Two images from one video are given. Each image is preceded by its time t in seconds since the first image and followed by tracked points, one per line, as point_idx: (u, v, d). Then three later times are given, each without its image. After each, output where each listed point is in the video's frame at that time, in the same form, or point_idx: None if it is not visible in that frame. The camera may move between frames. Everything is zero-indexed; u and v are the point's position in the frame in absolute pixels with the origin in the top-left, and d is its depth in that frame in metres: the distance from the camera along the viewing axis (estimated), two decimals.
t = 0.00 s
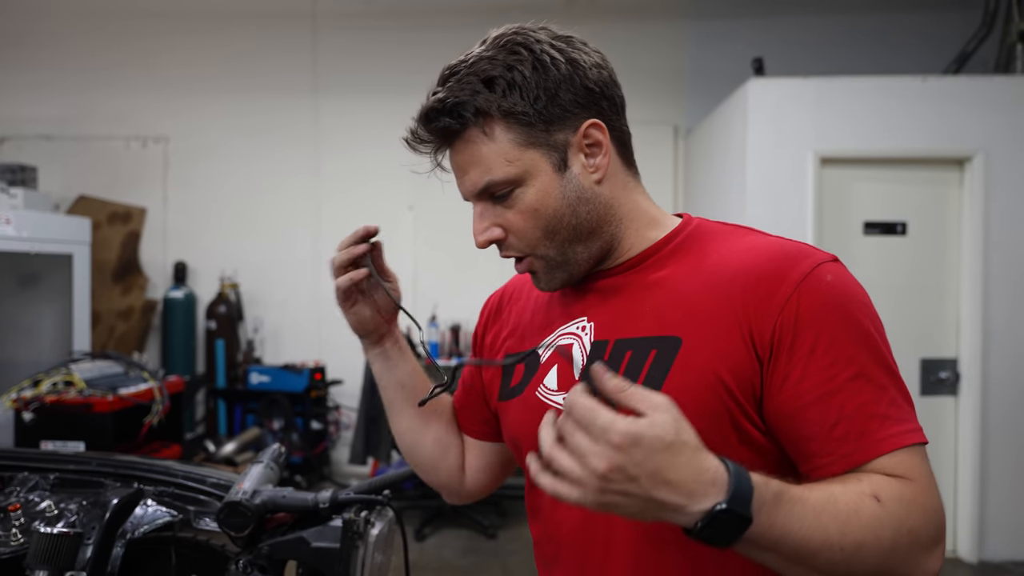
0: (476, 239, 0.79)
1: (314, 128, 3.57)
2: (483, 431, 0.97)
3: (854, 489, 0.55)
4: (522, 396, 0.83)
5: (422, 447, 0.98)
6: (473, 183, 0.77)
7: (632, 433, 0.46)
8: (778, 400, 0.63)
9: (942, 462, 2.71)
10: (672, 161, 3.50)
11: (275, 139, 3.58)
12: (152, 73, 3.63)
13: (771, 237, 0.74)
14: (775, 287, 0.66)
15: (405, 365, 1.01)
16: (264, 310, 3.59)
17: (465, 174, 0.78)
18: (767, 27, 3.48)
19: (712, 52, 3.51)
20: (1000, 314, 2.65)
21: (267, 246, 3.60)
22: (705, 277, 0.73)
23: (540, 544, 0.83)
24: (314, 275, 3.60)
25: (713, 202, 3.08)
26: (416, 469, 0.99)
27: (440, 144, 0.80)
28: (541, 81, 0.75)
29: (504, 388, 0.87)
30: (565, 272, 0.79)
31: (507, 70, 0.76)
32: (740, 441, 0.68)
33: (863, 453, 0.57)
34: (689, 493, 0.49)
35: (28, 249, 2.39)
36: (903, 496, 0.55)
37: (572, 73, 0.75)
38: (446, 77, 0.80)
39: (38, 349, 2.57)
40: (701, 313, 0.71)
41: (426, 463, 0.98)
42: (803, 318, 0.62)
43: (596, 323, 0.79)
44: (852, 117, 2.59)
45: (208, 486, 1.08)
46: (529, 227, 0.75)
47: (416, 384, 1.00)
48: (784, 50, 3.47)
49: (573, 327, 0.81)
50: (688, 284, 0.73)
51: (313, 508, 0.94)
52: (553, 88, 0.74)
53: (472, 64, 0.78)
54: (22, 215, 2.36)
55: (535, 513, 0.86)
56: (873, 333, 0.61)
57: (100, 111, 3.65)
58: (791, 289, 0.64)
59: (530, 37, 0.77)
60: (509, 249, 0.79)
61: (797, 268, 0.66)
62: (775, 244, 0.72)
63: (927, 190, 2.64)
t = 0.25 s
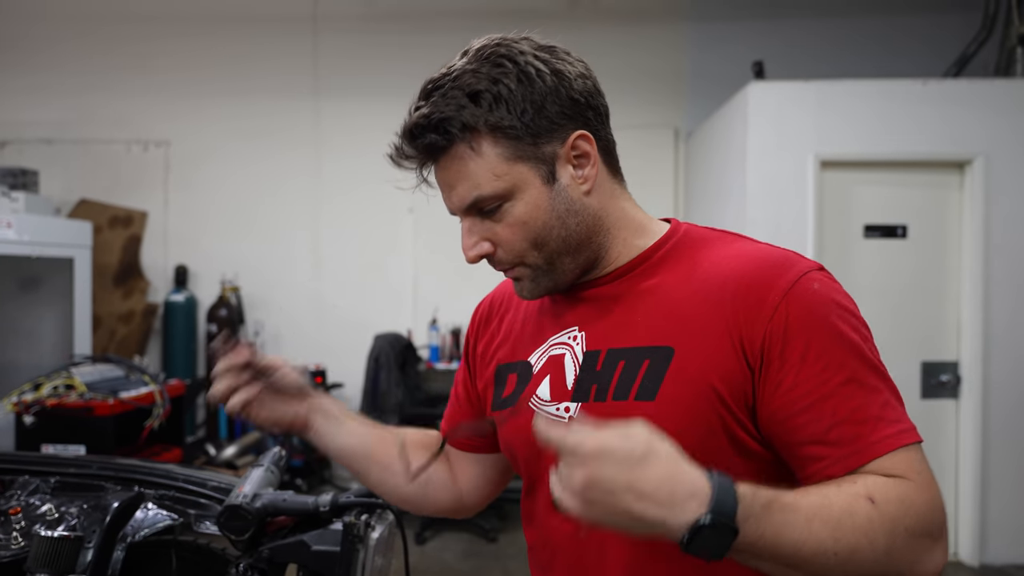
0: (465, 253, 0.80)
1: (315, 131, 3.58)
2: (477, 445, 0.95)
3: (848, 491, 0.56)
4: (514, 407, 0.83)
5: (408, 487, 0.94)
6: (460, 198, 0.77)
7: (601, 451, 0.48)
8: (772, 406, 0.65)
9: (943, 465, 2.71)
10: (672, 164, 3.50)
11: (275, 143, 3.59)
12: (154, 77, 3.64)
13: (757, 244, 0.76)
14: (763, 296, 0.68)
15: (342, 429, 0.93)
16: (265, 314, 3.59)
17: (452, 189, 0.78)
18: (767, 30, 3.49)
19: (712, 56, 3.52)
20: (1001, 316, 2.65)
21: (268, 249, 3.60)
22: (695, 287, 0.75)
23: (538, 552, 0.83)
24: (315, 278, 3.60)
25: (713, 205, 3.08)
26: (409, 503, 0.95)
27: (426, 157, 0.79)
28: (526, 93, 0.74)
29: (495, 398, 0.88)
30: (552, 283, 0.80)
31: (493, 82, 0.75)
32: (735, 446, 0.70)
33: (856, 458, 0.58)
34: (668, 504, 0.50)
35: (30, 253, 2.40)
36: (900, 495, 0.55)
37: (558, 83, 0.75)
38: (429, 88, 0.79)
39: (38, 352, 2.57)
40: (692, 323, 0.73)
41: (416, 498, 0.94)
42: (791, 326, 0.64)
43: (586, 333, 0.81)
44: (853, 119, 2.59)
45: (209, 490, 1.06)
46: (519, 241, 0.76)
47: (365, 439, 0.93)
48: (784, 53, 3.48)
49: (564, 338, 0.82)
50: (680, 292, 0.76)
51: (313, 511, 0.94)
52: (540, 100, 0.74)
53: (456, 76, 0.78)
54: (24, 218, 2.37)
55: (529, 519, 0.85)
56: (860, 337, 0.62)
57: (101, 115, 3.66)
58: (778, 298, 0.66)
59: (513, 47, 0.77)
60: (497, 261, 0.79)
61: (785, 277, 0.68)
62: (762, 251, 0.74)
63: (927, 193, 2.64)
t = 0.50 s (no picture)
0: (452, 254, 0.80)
1: (314, 134, 3.58)
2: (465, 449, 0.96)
3: (846, 507, 0.58)
4: (503, 411, 0.83)
5: (405, 496, 0.93)
6: (448, 199, 0.78)
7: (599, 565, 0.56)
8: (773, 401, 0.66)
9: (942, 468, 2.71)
10: (670, 167, 3.51)
11: (274, 145, 3.59)
12: (153, 79, 3.65)
13: (740, 244, 0.78)
14: (755, 294, 0.69)
15: (342, 435, 0.95)
16: (264, 316, 3.59)
17: (440, 189, 0.78)
18: (765, 33, 3.50)
19: (711, 58, 3.53)
20: (1000, 318, 2.65)
21: (267, 252, 3.60)
22: (684, 288, 0.76)
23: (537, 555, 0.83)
24: (313, 281, 3.60)
25: (712, 209, 3.08)
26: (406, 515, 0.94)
27: (415, 159, 0.80)
28: (514, 94, 0.75)
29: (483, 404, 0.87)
30: (541, 283, 0.80)
31: (480, 83, 0.76)
32: (733, 444, 0.70)
33: (868, 444, 0.59)
34: None
35: (28, 255, 2.40)
36: (900, 492, 0.57)
37: (545, 85, 0.76)
38: (417, 91, 0.80)
39: (37, 356, 2.57)
40: (683, 324, 0.73)
41: (411, 509, 0.94)
42: (786, 322, 0.65)
43: (576, 337, 0.81)
44: (851, 122, 2.60)
45: (206, 493, 1.10)
46: (507, 239, 0.76)
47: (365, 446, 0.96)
48: (782, 56, 3.49)
49: (552, 342, 0.82)
50: (667, 294, 0.76)
51: (311, 513, 0.95)
52: (528, 102, 0.75)
53: (443, 77, 0.78)
54: (23, 222, 2.37)
55: (523, 523, 0.85)
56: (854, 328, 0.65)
57: (100, 118, 3.66)
58: (770, 293, 0.68)
59: (501, 49, 0.78)
60: (486, 261, 0.79)
61: (774, 273, 0.69)
62: (745, 251, 0.75)
63: (926, 196, 2.65)
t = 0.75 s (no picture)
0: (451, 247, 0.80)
1: (312, 135, 3.58)
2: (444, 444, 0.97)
3: (815, 515, 0.60)
4: (496, 403, 0.83)
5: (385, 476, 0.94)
6: (448, 192, 0.78)
7: None
8: (763, 398, 0.67)
9: (939, 469, 2.72)
10: (668, 169, 3.51)
11: (271, 146, 3.59)
12: (150, 81, 3.64)
13: (736, 243, 0.79)
14: (748, 290, 0.70)
15: (351, 392, 0.94)
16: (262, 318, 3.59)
17: (440, 182, 0.78)
18: (762, 34, 3.51)
19: (708, 60, 3.54)
20: (997, 319, 2.66)
21: (264, 254, 3.61)
22: (679, 284, 0.76)
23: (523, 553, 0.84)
24: (311, 282, 3.60)
25: (710, 210, 3.08)
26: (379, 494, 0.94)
27: (414, 154, 0.81)
28: (513, 92, 0.76)
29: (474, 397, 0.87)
30: (537, 279, 0.80)
31: (482, 81, 0.77)
32: (722, 441, 0.70)
33: (850, 444, 0.60)
34: None
35: (26, 257, 2.40)
36: (869, 503, 0.58)
37: (546, 83, 0.77)
38: (419, 88, 0.81)
39: (33, 357, 2.56)
40: (678, 318, 0.74)
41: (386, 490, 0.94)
42: (778, 319, 0.66)
43: (571, 330, 0.81)
44: (847, 124, 2.61)
45: (202, 495, 1.10)
46: (505, 234, 0.76)
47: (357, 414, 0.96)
48: (779, 58, 3.50)
49: (547, 335, 0.82)
50: (662, 290, 0.77)
51: (306, 516, 0.95)
52: (526, 100, 0.76)
53: (445, 75, 0.79)
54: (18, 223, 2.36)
55: (510, 520, 0.85)
56: (844, 330, 0.65)
57: (98, 119, 3.66)
58: (764, 291, 0.68)
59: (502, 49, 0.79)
60: (484, 254, 0.79)
61: (768, 272, 0.70)
62: (741, 250, 0.76)
63: (923, 198, 2.66)
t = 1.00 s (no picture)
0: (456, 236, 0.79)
1: (310, 136, 3.58)
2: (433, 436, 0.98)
3: (801, 518, 0.60)
4: (492, 401, 0.83)
5: (384, 467, 0.94)
6: (455, 180, 0.78)
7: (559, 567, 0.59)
8: (757, 400, 0.67)
9: (936, 470, 2.72)
10: (666, 170, 3.52)
11: (269, 147, 3.59)
12: (148, 81, 3.64)
13: (734, 245, 0.79)
14: (746, 291, 0.70)
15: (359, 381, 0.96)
16: (260, 319, 3.58)
17: (447, 170, 0.78)
18: (759, 36, 3.51)
19: (706, 62, 3.54)
20: (993, 321, 2.67)
21: (262, 255, 3.60)
22: (677, 283, 0.77)
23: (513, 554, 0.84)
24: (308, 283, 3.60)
25: (708, 212, 3.09)
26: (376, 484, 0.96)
27: (422, 141, 0.80)
28: (524, 82, 0.76)
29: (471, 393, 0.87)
30: (540, 271, 0.80)
31: (494, 70, 0.77)
32: (716, 441, 0.71)
33: (841, 448, 0.61)
34: None
35: (22, 258, 2.39)
36: (855, 508, 0.59)
37: (554, 77, 0.77)
38: (429, 78, 0.81)
39: (30, 359, 2.55)
40: (675, 317, 0.74)
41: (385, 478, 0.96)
42: (776, 321, 0.67)
43: (568, 328, 0.81)
44: (843, 125, 2.61)
45: (197, 496, 1.10)
46: (510, 222, 0.76)
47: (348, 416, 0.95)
48: (776, 60, 3.51)
49: (545, 333, 0.83)
50: (660, 289, 0.77)
51: (301, 517, 0.95)
52: (535, 91, 0.76)
53: (456, 65, 0.79)
54: (15, 225, 2.35)
55: (501, 519, 0.85)
56: (839, 334, 0.66)
57: (96, 120, 3.66)
58: (762, 293, 0.69)
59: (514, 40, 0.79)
60: (487, 245, 0.79)
61: (767, 274, 0.71)
62: (739, 252, 0.77)
63: (920, 200, 2.66)
